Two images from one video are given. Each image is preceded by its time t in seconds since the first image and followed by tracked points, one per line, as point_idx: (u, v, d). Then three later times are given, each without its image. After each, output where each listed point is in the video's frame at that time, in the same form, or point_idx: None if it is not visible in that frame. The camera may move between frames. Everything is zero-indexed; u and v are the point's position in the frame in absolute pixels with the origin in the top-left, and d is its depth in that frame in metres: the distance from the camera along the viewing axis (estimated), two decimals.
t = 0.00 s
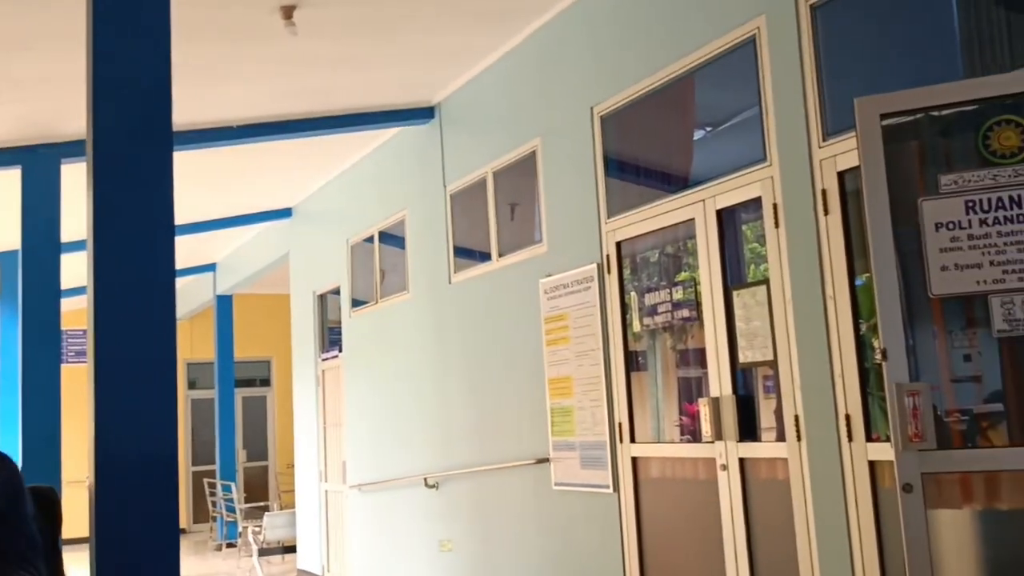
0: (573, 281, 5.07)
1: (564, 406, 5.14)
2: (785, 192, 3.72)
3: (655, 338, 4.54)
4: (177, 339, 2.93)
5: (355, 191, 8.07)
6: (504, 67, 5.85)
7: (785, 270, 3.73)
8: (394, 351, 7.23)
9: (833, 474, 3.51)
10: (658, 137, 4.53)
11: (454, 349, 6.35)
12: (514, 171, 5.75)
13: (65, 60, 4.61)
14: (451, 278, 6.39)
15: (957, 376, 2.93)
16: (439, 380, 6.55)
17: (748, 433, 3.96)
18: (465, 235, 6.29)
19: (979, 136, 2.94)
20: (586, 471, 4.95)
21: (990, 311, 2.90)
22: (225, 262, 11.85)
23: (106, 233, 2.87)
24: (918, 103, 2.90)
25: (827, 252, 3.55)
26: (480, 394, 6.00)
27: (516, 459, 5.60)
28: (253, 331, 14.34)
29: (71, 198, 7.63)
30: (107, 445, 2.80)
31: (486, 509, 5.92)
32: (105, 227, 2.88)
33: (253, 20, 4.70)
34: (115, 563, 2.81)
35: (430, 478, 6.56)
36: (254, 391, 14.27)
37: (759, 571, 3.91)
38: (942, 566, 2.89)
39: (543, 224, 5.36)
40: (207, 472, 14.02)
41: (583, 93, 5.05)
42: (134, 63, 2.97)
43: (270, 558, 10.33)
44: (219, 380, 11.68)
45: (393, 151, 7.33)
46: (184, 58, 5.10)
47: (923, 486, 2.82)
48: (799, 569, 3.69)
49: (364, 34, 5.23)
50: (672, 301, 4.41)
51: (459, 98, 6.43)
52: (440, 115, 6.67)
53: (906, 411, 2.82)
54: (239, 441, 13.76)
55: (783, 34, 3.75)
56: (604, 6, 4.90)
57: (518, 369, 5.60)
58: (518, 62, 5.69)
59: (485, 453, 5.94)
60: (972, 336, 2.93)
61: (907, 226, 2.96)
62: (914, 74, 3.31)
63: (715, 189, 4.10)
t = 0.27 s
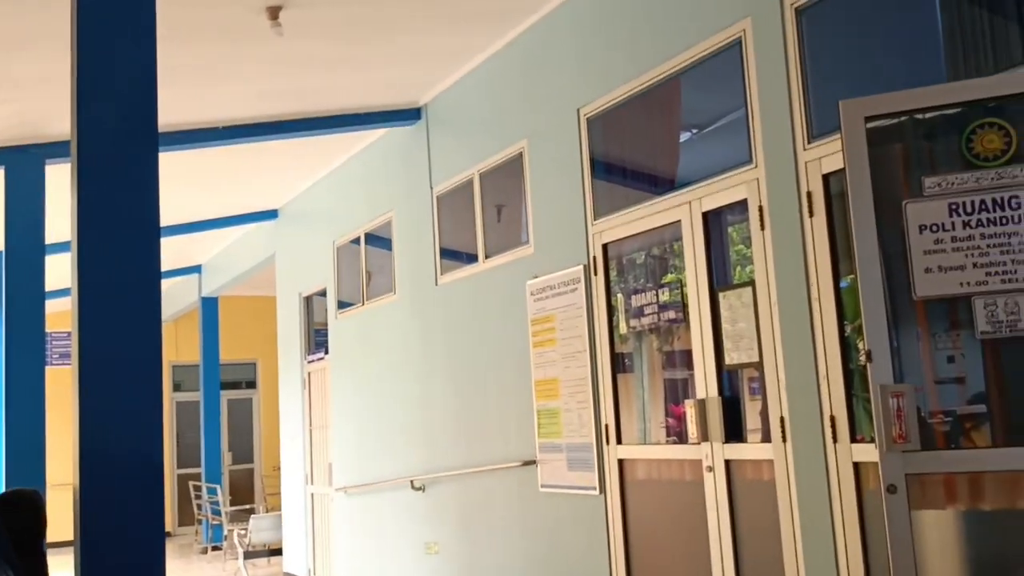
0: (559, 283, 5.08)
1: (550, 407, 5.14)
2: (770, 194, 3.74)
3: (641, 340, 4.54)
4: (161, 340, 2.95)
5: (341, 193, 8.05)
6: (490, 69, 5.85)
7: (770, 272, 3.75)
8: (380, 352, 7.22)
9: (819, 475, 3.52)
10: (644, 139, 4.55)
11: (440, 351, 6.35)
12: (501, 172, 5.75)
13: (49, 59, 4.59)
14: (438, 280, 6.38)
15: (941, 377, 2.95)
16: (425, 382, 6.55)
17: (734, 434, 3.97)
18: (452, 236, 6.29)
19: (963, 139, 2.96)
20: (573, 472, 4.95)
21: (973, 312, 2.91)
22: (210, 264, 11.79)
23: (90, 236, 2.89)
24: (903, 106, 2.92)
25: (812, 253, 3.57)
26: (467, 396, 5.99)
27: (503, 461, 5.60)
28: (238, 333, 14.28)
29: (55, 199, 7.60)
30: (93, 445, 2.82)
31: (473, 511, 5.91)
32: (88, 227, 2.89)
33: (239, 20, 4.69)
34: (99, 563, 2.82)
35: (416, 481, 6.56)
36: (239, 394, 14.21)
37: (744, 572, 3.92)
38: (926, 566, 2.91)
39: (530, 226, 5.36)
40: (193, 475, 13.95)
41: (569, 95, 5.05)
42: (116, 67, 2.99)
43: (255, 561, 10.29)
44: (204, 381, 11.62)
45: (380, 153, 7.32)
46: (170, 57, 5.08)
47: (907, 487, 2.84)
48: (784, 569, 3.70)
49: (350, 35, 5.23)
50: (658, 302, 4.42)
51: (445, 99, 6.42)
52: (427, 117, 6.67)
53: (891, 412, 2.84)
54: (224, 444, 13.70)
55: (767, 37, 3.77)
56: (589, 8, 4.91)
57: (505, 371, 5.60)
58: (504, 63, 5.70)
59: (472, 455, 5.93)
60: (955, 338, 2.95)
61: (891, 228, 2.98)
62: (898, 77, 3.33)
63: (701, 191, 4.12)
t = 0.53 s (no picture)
0: (552, 285, 5.08)
1: (543, 409, 5.15)
2: (763, 197, 3.75)
3: (634, 342, 4.55)
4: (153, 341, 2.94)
5: (335, 193, 8.05)
6: (484, 71, 5.86)
7: (763, 275, 3.76)
8: (373, 353, 7.22)
9: (810, 477, 3.53)
10: (638, 141, 4.56)
11: (433, 352, 6.35)
12: (495, 174, 5.75)
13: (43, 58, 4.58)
14: (431, 281, 6.38)
15: (932, 381, 2.96)
16: (417, 383, 6.55)
17: (726, 436, 3.98)
18: (445, 238, 6.29)
19: (956, 144, 2.97)
20: (565, 474, 4.96)
21: (964, 316, 2.92)
22: (202, 263, 11.77)
23: (82, 236, 2.89)
24: (896, 111, 2.93)
25: (804, 257, 3.58)
26: (460, 397, 6.00)
27: (495, 462, 5.60)
28: (231, 333, 14.25)
29: (47, 197, 7.58)
30: (86, 443, 2.82)
31: (465, 512, 5.91)
32: (81, 226, 2.89)
33: (233, 20, 4.69)
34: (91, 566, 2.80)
35: (408, 482, 6.55)
36: (231, 394, 14.18)
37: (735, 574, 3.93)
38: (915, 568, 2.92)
39: (524, 227, 5.37)
40: (184, 475, 13.91)
41: (564, 97, 5.06)
42: (111, 66, 2.98)
43: (247, 561, 10.27)
44: (196, 381, 11.59)
45: (374, 153, 7.32)
46: (164, 56, 5.08)
47: (898, 490, 2.85)
48: (775, 571, 3.71)
49: (344, 36, 5.23)
50: (651, 305, 4.43)
51: (439, 101, 6.43)
52: (421, 118, 6.66)
53: (882, 415, 2.86)
54: (216, 444, 13.67)
55: (761, 41, 3.79)
56: (583, 11, 4.92)
57: (498, 373, 5.60)
58: (499, 65, 5.70)
59: (464, 456, 5.94)
60: (946, 341, 2.96)
61: (884, 232, 2.99)
62: (892, 81, 3.35)
63: (695, 194, 4.13)
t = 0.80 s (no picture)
0: (550, 284, 5.08)
1: (540, 408, 5.15)
2: (761, 196, 3.75)
3: (631, 341, 4.55)
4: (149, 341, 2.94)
5: (332, 193, 8.04)
6: (481, 69, 5.86)
7: (760, 274, 3.76)
8: (370, 352, 7.21)
9: (808, 476, 3.53)
10: (635, 140, 4.56)
11: (431, 351, 6.34)
12: (492, 173, 5.75)
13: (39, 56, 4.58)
14: (429, 280, 6.38)
15: (929, 380, 2.97)
16: (415, 382, 6.54)
17: (723, 435, 3.98)
18: (443, 237, 6.28)
19: (952, 142, 2.97)
20: (563, 473, 4.95)
21: (961, 314, 2.93)
22: (200, 263, 11.76)
23: (78, 233, 2.88)
24: (894, 109, 2.93)
25: (802, 256, 3.58)
26: (457, 396, 6.00)
27: (493, 461, 5.60)
28: (228, 332, 14.24)
29: (44, 196, 7.57)
30: (84, 440, 2.82)
31: (462, 512, 5.91)
32: (77, 224, 2.88)
33: (230, 18, 4.69)
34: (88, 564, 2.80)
35: (405, 481, 6.55)
36: (228, 393, 14.16)
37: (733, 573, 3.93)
38: (913, 566, 2.92)
39: (521, 226, 5.37)
40: (181, 474, 13.90)
41: (561, 96, 5.06)
42: (107, 64, 2.98)
43: (244, 561, 10.27)
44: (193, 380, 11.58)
45: (371, 152, 7.31)
46: (160, 54, 5.07)
47: (895, 489, 2.85)
48: (773, 570, 3.71)
49: (341, 35, 5.22)
50: (648, 304, 4.42)
51: (437, 100, 6.42)
52: (418, 117, 6.66)
53: (879, 413, 2.86)
54: (213, 444, 13.66)
55: (758, 40, 3.79)
56: (581, 10, 4.92)
57: (495, 372, 5.60)
58: (496, 64, 5.70)
59: (461, 456, 5.93)
60: (943, 340, 2.96)
61: (881, 230, 2.99)
62: (889, 79, 3.35)
63: (692, 193, 4.13)
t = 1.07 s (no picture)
0: (549, 283, 5.08)
1: (540, 407, 5.15)
2: (759, 195, 3.75)
3: (630, 340, 4.55)
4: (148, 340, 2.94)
5: (331, 192, 8.04)
6: (480, 69, 5.86)
7: (759, 273, 3.76)
8: (370, 351, 7.21)
9: (807, 474, 3.54)
10: (634, 139, 4.55)
11: (430, 350, 6.34)
12: (491, 172, 5.75)
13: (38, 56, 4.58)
14: (428, 279, 6.38)
15: (928, 378, 2.97)
16: (414, 381, 6.54)
17: (722, 434, 3.98)
18: (442, 236, 6.28)
19: (951, 141, 2.97)
20: (562, 472, 4.95)
21: (960, 313, 2.93)
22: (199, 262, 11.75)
23: (77, 232, 2.88)
24: (893, 108, 2.93)
25: (800, 254, 3.58)
26: (456, 395, 6.00)
27: (492, 460, 5.60)
28: (227, 332, 14.24)
29: (42, 196, 7.57)
30: (84, 439, 2.82)
31: (462, 510, 5.91)
32: (76, 224, 2.88)
33: (228, 17, 4.69)
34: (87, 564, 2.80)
35: (405, 480, 6.55)
36: (227, 392, 14.16)
37: (732, 572, 3.93)
38: (912, 564, 2.92)
39: (520, 225, 5.37)
40: (180, 474, 13.90)
41: (560, 95, 5.06)
42: (106, 62, 2.98)
43: (243, 560, 10.27)
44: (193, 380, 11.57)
45: (370, 151, 7.31)
46: (159, 53, 5.07)
47: (894, 488, 2.85)
48: (772, 569, 3.72)
49: (340, 34, 5.22)
50: (647, 303, 4.43)
51: (436, 99, 6.42)
52: (417, 116, 6.66)
53: (878, 412, 2.86)
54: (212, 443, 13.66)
55: (757, 38, 3.79)
56: (580, 9, 4.92)
57: (494, 371, 5.60)
58: (495, 63, 5.70)
59: (461, 455, 5.93)
60: (942, 339, 2.96)
61: (880, 229, 2.99)
62: (888, 78, 3.35)
63: (691, 192, 4.13)
